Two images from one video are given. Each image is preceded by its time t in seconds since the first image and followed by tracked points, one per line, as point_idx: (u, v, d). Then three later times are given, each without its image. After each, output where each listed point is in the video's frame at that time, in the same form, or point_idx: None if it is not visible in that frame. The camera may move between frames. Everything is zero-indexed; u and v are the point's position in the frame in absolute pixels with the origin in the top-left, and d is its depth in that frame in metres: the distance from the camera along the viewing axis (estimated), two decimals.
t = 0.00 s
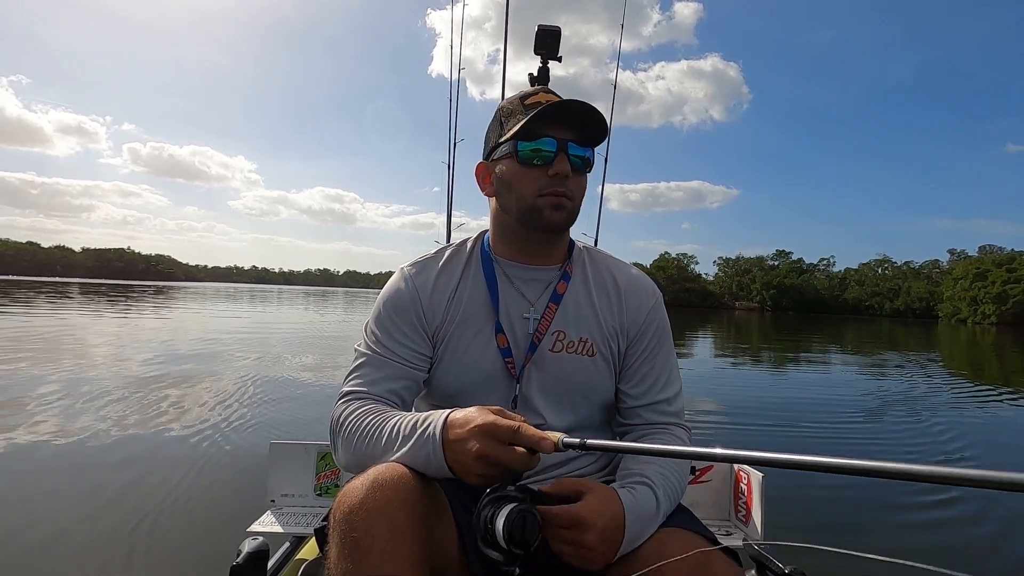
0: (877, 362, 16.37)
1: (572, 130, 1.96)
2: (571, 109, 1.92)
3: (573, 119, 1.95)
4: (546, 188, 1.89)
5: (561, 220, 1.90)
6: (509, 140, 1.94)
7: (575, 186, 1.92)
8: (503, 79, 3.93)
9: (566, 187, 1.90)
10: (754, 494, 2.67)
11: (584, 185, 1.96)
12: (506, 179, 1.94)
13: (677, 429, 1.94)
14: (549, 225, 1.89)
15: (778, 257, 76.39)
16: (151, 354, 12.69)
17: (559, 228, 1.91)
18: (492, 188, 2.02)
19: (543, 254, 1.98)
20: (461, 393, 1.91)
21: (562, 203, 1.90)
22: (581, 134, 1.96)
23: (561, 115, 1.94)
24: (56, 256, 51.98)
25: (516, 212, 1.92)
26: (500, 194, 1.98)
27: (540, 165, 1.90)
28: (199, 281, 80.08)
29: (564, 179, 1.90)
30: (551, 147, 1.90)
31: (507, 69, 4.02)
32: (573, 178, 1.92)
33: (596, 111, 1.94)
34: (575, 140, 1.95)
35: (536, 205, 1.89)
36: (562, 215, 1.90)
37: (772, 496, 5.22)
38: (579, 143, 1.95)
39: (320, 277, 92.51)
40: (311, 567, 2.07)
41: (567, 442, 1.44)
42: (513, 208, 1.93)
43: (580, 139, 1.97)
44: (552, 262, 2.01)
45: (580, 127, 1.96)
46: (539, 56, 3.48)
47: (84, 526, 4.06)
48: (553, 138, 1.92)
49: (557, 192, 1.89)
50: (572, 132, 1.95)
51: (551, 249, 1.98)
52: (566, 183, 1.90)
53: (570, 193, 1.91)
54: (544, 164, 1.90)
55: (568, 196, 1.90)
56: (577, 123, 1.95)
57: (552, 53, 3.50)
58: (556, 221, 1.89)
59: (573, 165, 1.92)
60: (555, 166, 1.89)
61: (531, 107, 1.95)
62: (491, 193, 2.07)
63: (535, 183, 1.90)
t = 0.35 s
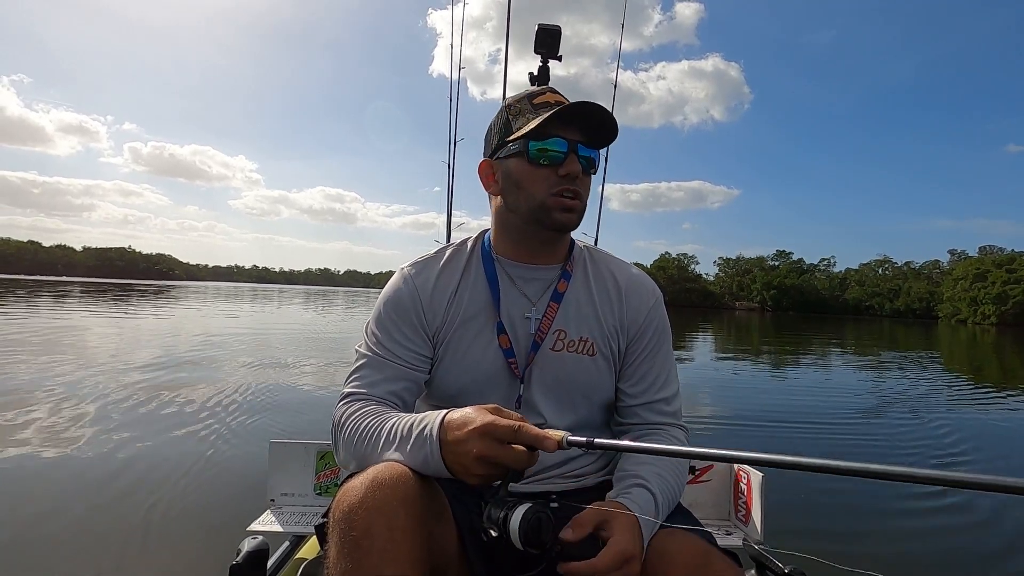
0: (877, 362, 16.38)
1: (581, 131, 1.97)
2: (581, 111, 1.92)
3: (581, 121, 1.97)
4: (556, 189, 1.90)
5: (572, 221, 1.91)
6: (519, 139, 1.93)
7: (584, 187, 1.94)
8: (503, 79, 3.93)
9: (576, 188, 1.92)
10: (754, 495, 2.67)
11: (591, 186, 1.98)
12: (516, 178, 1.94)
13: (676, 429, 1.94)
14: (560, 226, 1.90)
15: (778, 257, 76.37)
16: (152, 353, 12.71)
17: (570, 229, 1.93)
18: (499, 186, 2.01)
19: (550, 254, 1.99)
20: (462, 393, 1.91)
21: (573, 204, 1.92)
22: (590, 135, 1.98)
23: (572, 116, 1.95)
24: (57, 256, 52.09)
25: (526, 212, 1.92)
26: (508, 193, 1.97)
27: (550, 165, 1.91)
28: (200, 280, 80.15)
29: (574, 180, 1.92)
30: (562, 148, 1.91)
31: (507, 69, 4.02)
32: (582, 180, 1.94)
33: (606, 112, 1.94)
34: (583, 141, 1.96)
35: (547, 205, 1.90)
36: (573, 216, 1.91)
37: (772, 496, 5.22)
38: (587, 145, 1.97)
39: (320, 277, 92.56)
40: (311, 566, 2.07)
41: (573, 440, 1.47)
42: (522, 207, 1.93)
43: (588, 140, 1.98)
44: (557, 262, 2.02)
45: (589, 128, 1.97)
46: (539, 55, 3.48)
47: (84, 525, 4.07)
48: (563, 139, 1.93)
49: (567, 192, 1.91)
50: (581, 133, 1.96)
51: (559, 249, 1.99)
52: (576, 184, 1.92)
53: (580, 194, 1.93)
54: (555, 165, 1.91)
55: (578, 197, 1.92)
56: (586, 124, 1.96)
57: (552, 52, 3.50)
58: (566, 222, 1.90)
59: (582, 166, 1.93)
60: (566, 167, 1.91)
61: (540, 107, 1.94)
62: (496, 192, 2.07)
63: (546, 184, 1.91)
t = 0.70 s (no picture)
0: (878, 362, 16.36)
1: (580, 130, 1.96)
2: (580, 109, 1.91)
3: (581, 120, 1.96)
4: (554, 188, 1.90)
5: (570, 221, 1.91)
6: (518, 139, 1.94)
7: (582, 187, 1.94)
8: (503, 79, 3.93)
9: (573, 188, 1.92)
10: (754, 494, 2.67)
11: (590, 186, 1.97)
12: (515, 178, 1.94)
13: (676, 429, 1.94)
14: (557, 226, 1.90)
15: (779, 257, 76.36)
16: (153, 352, 12.72)
17: (568, 229, 1.92)
18: (497, 186, 2.03)
19: (548, 254, 1.99)
20: (461, 394, 1.91)
21: (570, 203, 1.91)
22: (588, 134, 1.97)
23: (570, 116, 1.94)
24: (59, 256, 52.19)
25: (524, 212, 1.92)
26: (506, 193, 1.97)
27: (549, 164, 1.90)
28: (201, 279, 80.20)
29: (572, 180, 1.91)
30: (560, 148, 1.91)
31: (507, 69, 4.02)
32: (580, 180, 1.93)
33: (605, 112, 1.94)
34: (581, 141, 1.96)
35: (545, 206, 1.90)
36: (571, 216, 1.91)
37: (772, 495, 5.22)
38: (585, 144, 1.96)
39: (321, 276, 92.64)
40: (311, 566, 2.07)
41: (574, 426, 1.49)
42: (520, 207, 1.93)
43: (587, 139, 1.98)
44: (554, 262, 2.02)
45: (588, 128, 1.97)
46: (539, 55, 3.48)
47: (85, 525, 4.08)
48: (562, 139, 1.93)
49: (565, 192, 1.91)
50: (579, 132, 1.96)
51: (558, 249, 1.99)
52: (574, 184, 1.92)
53: (578, 194, 1.92)
54: (552, 164, 1.90)
55: (575, 196, 1.92)
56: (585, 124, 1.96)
57: (552, 53, 3.50)
58: (564, 222, 1.90)
59: (580, 166, 1.93)
60: (563, 167, 1.90)
61: (537, 107, 1.94)
62: (495, 193, 2.07)
63: (543, 184, 1.90)
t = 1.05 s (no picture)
0: (880, 362, 16.34)
1: (547, 128, 1.96)
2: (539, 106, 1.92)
3: (544, 118, 1.96)
4: (514, 187, 1.92)
5: (531, 217, 1.90)
6: (488, 146, 2.02)
7: (546, 183, 1.91)
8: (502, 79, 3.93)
9: (535, 184, 1.90)
10: (754, 494, 2.67)
11: (560, 181, 1.93)
12: (488, 184, 2.02)
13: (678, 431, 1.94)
14: (519, 224, 1.91)
15: (779, 257, 76.33)
16: (154, 353, 12.72)
17: (530, 226, 1.91)
18: (482, 192, 2.11)
19: (530, 255, 1.99)
20: (461, 393, 1.91)
21: (532, 200, 1.90)
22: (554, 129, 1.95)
23: (532, 115, 1.96)
24: (60, 257, 52.23)
25: (494, 214, 1.98)
26: (485, 198, 2.05)
27: (508, 164, 1.94)
28: (202, 279, 80.23)
29: (532, 176, 1.90)
30: (518, 146, 1.93)
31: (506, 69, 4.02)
32: (542, 176, 1.91)
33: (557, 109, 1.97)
34: (545, 137, 1.94)
35: (507, 206, 1.93)
36: (531, 212, 1.90)
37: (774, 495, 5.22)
38: (552, 140, 1.94)
39: (322, 276, 92.67)
40: (311, 566, 2.07)
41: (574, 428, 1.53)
42: (491, 210, 2.00)
43: (556, 136, 1.96)
44: (545, 262, 2.01)
45: (554, 124, 1.96)
46: (538, 55, 3.48)
47: (87, 526, 4.08)
48: (522, 137, 1.94)
49: (525, 190, 1.91)
50: (544, 129, 1.95)
51: (534, 248, 1.97)
52: (535, 180, 1.91)
53: (540, 190, 1.90)
54: (512, 164, 1.93)
55: (537, 193, 1.90)
56: (549, 121, 1.96)
57: (551, 53, 3.50)
58: (525, 219, 1.90)
59: (540, 162, 1.91)
60: (521, 165, 1.91)
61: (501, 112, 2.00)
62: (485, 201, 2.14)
63: (504, 184, 1.94)
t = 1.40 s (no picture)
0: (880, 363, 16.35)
1: (536, 125, 1.95)
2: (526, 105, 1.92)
3: (532, 115, 1.95)
4: (505, 188, 1.92)
5: (522, 218, 1.91)
6: (480, 146, 2.03)
7: (535, 181, 1.91)
8: (502, 80, 3.93)
9: (524, 183, 1.91)
10: (754, 495, 2.67)
11: (550, 179, 1.93)
12: (483, 183, 2.04)
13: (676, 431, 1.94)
14: (511, 223, 1.92)
15: (780, 258, 76.32)
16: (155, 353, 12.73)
17: (523, 225, 1.91)
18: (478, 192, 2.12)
19: (525, 254, 2.00)
20: (461, 392, 1.92)
21: (522, 199, 1.91)
22: (546, 127, 1.94)
23: (520, 113, 1.96)
24: (61, 257, 52.29)
25: (487, 214, 2.00)
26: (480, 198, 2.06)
27: (499, 164, 1.95)
28: (203, 280, 80.31)
29: (521, 175, 1.91)
30: (507, 146, 1.94)
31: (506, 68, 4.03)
32: (530, 174, 1.92)
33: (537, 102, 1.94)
34: (533, 134, 1.94)
35: (499, 206, 1.94)
36: (522, 212, 1.90)
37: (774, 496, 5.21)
38: (542, 138, 1.94)
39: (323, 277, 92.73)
40: (311, 566, 2.07)
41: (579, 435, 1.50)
42: (486, 210, 2.01)
43: (546, 132, 1.95)
44: (542, 261, 2.01)
45: (543, 120, 1.95)
46: (539, 55, 3.48)
47: (85, 525, 4.10)
48: (512, 137, 1.95)
49: (515, 190, 1.91)
50: (534, 127, 1.95)
51: (530, 247, 1.98)
52: (524, 180, 1.91)
53: (531, 189, 1.91)
54: (501, 164, 1.94)
55: (528, 192, 1.91)
56: (538, 117, 1.95)
57: (552, 52, 3.50)
58: (515, 218, 1.91)
59: (530, 160, 1.92)
60: (510, 164, 1.92)
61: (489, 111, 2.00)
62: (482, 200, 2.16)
63: (495, 184, 1.95)
